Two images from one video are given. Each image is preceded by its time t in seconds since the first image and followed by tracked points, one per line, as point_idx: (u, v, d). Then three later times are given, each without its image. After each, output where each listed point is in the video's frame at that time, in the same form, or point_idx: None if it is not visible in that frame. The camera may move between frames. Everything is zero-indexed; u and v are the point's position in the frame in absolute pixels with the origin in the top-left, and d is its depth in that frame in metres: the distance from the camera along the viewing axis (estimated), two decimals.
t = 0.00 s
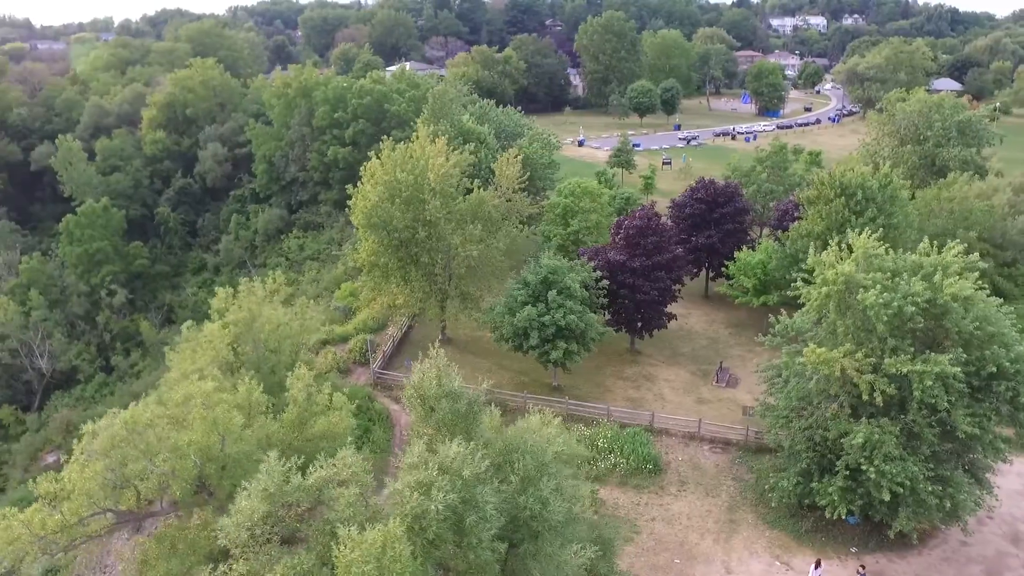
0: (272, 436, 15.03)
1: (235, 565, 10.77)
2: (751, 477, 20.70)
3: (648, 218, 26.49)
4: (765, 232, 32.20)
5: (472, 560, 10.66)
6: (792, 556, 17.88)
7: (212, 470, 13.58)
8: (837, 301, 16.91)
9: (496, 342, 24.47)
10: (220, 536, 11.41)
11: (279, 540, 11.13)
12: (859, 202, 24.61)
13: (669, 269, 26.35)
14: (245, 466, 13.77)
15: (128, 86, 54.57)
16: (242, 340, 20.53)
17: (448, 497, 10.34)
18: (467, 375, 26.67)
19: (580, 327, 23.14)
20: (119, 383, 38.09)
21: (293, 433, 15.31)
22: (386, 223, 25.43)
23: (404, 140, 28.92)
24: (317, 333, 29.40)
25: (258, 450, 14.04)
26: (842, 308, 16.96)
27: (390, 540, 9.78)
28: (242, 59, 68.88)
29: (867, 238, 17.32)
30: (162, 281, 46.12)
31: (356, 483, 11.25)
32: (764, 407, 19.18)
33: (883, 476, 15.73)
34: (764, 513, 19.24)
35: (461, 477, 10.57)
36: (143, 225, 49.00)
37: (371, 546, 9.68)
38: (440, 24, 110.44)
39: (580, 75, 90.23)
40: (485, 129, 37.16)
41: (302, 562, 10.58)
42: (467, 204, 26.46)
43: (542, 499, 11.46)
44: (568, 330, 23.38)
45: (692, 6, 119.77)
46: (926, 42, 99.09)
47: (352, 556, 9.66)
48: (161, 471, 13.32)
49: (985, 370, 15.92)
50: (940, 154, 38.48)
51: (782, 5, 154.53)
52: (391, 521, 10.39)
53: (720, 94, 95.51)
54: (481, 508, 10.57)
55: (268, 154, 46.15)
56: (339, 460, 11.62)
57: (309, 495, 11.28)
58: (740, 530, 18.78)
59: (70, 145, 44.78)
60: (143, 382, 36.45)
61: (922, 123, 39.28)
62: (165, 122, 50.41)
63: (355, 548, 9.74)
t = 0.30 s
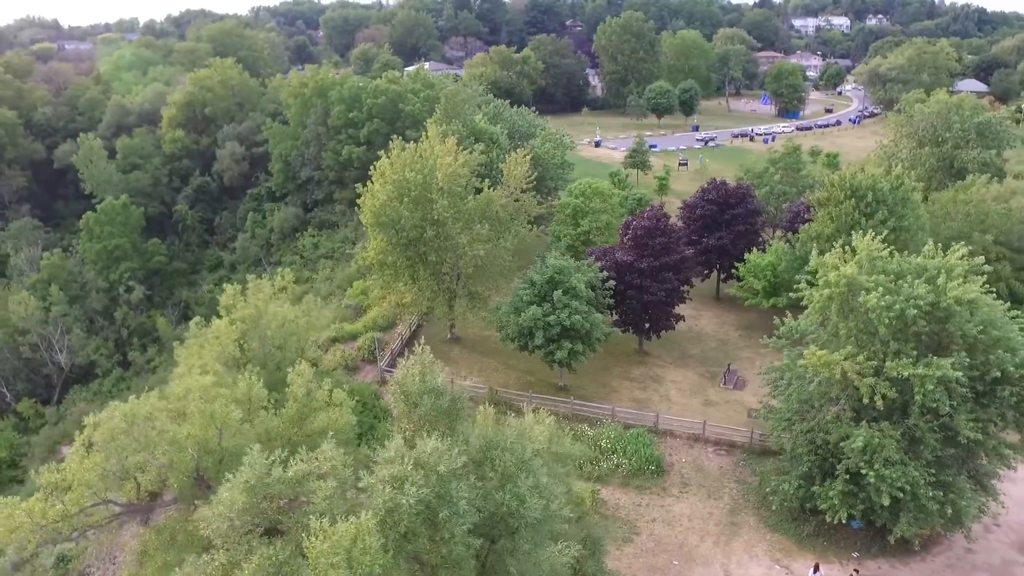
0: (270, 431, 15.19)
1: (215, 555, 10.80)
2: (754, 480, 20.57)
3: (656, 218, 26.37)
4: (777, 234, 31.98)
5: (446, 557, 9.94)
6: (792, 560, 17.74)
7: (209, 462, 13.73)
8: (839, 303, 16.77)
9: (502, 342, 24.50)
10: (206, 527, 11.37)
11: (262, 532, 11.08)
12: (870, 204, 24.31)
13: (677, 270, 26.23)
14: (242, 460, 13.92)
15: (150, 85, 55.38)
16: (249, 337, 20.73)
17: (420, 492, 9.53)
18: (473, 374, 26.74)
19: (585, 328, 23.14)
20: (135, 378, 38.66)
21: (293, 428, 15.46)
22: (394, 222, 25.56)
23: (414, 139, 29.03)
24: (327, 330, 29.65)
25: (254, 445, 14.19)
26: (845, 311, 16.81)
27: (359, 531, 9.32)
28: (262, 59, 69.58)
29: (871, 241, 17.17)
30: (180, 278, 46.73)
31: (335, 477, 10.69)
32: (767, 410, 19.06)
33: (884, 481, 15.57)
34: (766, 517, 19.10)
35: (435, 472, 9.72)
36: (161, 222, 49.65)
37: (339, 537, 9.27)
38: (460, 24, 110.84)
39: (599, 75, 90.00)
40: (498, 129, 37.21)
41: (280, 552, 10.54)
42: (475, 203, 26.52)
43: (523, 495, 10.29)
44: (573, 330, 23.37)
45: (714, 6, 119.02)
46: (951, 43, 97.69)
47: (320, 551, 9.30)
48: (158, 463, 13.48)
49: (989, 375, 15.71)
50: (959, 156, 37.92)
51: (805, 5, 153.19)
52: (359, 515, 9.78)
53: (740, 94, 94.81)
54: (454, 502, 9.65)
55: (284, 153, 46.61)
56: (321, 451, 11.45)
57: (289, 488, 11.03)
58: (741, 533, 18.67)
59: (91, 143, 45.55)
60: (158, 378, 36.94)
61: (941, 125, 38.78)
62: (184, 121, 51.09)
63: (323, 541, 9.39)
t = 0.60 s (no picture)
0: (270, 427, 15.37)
1: (198, 544, 10.01)
2: (757, 482, 20.46)
3: (664, 219, 26.27)
4: (790, 236, 31.74)
5: (421, 552, 8.79)
6: (792, 564, 17.61)
7: (207, 455, 13.94)
8: (841, 305, 16.63)
9: (507, 341, 24.55)
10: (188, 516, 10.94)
11: (248, 524, 10.15)
12: (880, 207, 24.07)
13: (685, 271, 26.12)
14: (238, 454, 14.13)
15: (171, 84, 56.16)
16: (254, 334, 20.94)
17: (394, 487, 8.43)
18: (480, 373, 26.86)
19: (589, 328, 23.13)
20: (151, 373, 39.24)
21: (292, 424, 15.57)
22: (403, 221, 25.71)
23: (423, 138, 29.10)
24: (336, 328, 29.94)
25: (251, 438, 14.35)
26: (846, 313, 16.67)
27: (334, 523, 8.30)
28: (282, 58, 70.21)
29: (875, 242, 16.99)
30: (197, 275, 47.33)
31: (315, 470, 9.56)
32: (769, 412, 18.98)
33: (883, 485, 15.43)
34: (767, 520, 18.98)
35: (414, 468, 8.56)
36: (180, 220, 50.32)
37: (311, 527, 8.30)
38: (481, 24, 111.13)
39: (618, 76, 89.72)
40: (510, 128, 37.25)
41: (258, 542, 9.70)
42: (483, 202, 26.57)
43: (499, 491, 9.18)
44: (578, 330, 23.38)
45: (735, 6, 118.17)
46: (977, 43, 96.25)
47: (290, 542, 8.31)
48: (155, 454, 13.69)
49: (992, 380, 15.49)
50: (979, 159, 37.34)
51: (829, 5, 151.76)
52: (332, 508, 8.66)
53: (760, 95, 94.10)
54: (429, 496, 8.66)
55: (300, 152, 47.08)
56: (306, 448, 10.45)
57: (271, 481, 10.06)
58: (741, 536, 18.58)
59: (111, 141, 46.30)
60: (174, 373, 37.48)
61: (959, 127, 38.29)
62: (203, 120, 51.77)
63: (294, 532, 8.40)
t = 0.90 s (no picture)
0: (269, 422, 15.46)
1: (180, 533, 9.96)
2: (760, 485, 20.32)
3: (672, 219, 26.15)
4: (802, 238, 31.46)
5: (396, 545, 8.34)
6: (792, 568, 17.47)
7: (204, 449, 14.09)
8: (843, 307, 16.46)
9: (513, 339, 24.58)
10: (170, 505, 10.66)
11: (232, 516, 10.00)
12: (890, 208, 23.77)
13: (693, 272, 26.02)
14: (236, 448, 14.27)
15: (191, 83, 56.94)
16: (260, 329, 21.15)
17: (367, 480, 8.09)
18: (487, 372, 26.93)
19: (594, 328, 23.13)
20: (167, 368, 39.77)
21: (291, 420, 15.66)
22: (411, 220, 25.86)
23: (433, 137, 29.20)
24: (345, 326, 30.14)
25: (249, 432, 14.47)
26: (848, 315, 16.49)
27: (304, 513, 7.93)
28: (302, 58, 70.81)
29: (878, 244, 16.85)
30: (213, 272, 47.88)
31: (293, 464, 9.23)
32: (772, 414, 18.84)
33: (882, 490, 15.28)
34: (769, 523, 18.84)
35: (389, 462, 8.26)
36: (198, 217, 50.94)
37: (281, 517, 7.97)
38: (501, 25, 111.30)
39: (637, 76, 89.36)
40: (523, 128, 37.28)
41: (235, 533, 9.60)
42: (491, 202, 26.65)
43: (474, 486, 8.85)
44: (583, 330, 23.37)
45: (758, 7, 117.21)
46: (1004, 44, 94.67)
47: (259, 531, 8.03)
48: (154, 446, 13.85)
49: (996, 385, 15.26)
50: (999, 162, 36.72)
51: (853, 5, 150.25)
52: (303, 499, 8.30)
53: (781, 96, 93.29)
54: (404, 488, 8.23)
55: (316, 150, 47.50)
56: (288, 441, 10.19)
57: (253, 473, 9.94)
58: (742, 539, 18.46)
59: (132, 139, 47.04)
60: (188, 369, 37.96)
61: (980, 128, 37.65)
62: (222, 119, 52.42)
63: (263, 520, 8.09)
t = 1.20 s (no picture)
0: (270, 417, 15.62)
1: (164, 523, 9.90)
2: (764, 489, 20.15)
3: (682, 220, 26.02)
4: (815, 240, 31.17)
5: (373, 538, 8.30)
6: (793, 572, 17.33)
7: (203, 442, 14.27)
8: (845, 310, 16.28)
9: (520, 339, 24.60)
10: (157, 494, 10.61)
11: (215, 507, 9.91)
12: (902, 210, 23.50)
13: (702, 273, 25.88)
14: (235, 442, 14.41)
15: (212, 82, 57.67)
16: (268, 325, 21.32)
17: (342, 475, 8.03)
18: (494, 371, 26.97)
19: (600, 328, 23.08)
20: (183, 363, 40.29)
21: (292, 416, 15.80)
22: (419, 218, 26.00)
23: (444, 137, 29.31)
24: (356, 323, 30.37)
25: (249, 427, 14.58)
26: (851, 318, 16.30)
27: (279, 505, 7.88)
28: (323, 57, 71.32)
29: (882, 246, 16.66)
30: (231, 269, 48.42)
31: (274, 456, 9.08)
32: (776, 417, 18.68)
33: (882, 495, 15.11)
34: (771, 526, 18.70)
35: (365, 456, 8.20)
36: (217, 215, 51.55)
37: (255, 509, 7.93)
38: (522, 24, 111.36)
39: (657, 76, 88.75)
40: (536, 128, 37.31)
41: (212, 523, 9.36)
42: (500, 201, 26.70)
43: (451, 482, 8.80)
44: (589, 330, 23.33)
45: (781, 7, 116.17)
46: None
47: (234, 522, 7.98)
48: (153, 439, 14.06)
49: (1001, 390, 15.01)
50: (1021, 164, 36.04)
51: (879, 5, 148.49)
52: (278, 491, 8.24)
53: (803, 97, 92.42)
54: (380, 482, 8.17)
55: (333, 149, 47.91)
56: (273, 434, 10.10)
57: (239, 466, 9.72)
58: (743, 542, 18.36)
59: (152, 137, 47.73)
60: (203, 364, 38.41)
61: (1002, 129, 36.97)
62: (242, 117, 53.04)
63: (238, 511, 8.04)
